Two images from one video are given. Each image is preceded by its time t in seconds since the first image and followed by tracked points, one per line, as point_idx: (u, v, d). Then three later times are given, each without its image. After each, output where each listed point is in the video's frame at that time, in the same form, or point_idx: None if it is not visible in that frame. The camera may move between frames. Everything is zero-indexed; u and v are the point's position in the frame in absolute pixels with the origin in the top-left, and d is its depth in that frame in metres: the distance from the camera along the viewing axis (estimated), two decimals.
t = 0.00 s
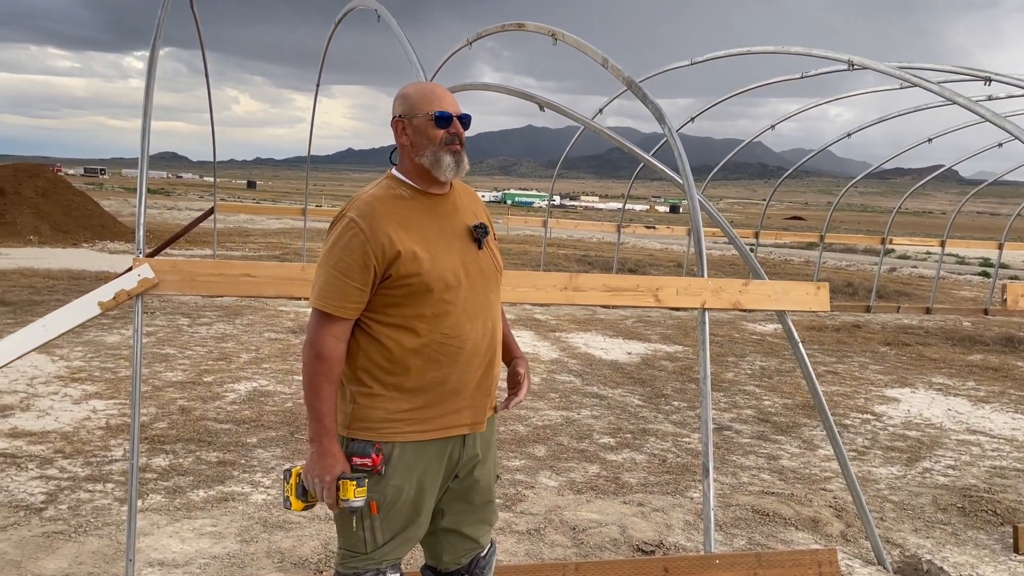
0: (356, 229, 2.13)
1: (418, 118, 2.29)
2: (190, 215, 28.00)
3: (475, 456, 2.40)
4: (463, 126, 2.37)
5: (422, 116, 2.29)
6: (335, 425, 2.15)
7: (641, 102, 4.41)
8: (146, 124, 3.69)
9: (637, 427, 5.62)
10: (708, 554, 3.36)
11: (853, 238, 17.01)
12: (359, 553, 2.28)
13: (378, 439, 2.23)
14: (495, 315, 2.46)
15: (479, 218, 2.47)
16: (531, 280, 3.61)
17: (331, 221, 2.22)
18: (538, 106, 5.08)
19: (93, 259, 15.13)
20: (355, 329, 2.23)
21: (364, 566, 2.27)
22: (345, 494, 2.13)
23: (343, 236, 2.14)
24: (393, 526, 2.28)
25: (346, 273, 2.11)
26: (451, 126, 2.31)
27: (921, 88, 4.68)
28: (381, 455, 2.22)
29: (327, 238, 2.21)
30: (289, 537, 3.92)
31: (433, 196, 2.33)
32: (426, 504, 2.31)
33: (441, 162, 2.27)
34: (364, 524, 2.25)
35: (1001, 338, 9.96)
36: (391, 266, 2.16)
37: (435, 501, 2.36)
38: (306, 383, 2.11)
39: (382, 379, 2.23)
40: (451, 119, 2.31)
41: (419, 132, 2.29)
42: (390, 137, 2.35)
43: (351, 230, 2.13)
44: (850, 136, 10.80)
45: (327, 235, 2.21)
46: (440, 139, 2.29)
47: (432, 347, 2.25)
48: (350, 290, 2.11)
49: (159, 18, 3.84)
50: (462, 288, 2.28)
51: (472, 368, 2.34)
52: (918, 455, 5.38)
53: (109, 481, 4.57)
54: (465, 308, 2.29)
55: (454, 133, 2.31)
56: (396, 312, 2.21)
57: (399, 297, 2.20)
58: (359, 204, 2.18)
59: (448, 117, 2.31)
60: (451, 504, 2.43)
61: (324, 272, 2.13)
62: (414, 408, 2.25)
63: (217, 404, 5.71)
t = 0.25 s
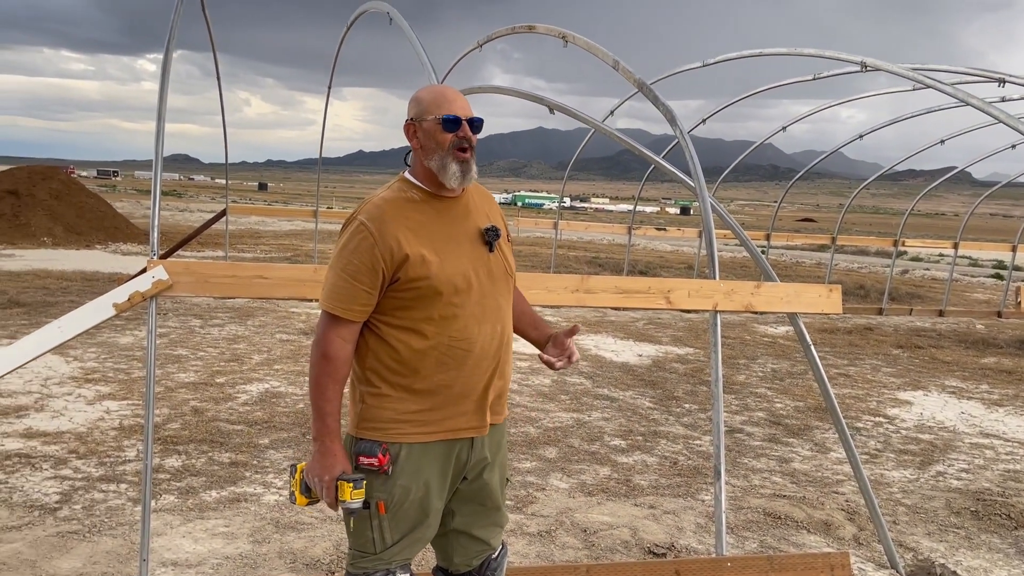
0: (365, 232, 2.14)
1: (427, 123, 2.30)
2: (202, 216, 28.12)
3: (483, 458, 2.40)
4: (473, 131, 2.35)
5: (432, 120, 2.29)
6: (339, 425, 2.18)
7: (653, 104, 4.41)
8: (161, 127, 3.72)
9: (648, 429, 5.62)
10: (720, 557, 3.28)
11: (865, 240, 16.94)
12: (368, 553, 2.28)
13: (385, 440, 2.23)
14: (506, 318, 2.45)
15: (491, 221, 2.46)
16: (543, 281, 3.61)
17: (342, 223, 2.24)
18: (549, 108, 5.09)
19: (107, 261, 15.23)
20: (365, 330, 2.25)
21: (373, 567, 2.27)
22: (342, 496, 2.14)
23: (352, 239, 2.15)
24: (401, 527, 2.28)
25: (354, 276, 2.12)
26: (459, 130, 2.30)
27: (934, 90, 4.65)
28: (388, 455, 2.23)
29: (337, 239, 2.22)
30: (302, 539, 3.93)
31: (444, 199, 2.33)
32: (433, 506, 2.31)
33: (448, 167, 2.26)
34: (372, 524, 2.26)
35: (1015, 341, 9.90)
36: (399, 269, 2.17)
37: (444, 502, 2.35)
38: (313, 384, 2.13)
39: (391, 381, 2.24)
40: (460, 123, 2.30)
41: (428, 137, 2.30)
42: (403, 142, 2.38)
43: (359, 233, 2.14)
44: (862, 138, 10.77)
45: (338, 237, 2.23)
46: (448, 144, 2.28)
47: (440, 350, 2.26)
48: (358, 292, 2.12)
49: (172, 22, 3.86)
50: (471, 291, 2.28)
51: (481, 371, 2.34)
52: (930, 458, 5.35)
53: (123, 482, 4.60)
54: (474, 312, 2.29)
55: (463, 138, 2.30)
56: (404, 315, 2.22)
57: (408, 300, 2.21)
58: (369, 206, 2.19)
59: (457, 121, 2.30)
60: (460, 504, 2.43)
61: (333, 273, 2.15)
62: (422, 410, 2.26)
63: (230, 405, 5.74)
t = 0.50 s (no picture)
0: (369, 230, 2.15)
1: (431, 124, 2.32)
2: (211, 217, 28.19)
3: (489, 459, 2.38)
4: (478, 133, 2.33)
5: (437, 122, 2.31)
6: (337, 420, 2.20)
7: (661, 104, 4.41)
8: (171, 127, 3.73)
9: (656, 430, 5.61)
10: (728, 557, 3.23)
11: (874, 240, 16.88)
12: (373, 551, 2.29)
13: (387, 438, 2.24)
14: (514, 320, 2.42)
15: (503, 222, 2.44)
16: (551, 281, 3.60)
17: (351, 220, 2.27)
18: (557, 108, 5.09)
19: (117, 261, 15.30)
20: (372, 328, 2.27)
21: (378, 565, 2.28)
22: (328, 493, 2.13)
23: (358, 237, 2.17)
24: (405, 526, 2.27)
25: (358, 274, 2.13)
26: (461, 132, 2.29)
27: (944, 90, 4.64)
28: (390, 453, 2.23)
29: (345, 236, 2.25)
30: (310, 538, 3.94)
31: (452, 200, 2.32)
32: (437, 505, 2.30)
33: (447, 168, 2.25)
34: (376, 522, 2.27)
35: None
36: (403, 269, 2.17)
37: (449, 502, 2.34)
38: (315, 380, 2.17)
39: (394, 380, 2.25)
40: (462, 125, 2.29)
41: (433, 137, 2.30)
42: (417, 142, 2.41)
43: (363, 231, 2.16)
44: (870, 137, 10.74)
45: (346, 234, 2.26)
46: (450, 146, 2.27)
47: (444, 351, 2.25)
48: (361, 290, 2.14)
49: (182, 22, 3.87)
50: (475, 292, 2.26)
51: (485, 373, 2.32)
52: (940, 459, 5.33)
53: (132, 481, 4.62)
54: (478, 314, 2.28)
55: (465, 140, 2.27)
56: (409, 314, 2.22)
57: (411, 300, 2.21)
58: (375, 205, 2.21)
59: (459, 124, 2.29)
60: (467, 504, 2.43)
61: (338, 270, 2.17)
62: (424, 410, 2.25)
63: (239, 405, 5.76)
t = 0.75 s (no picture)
0: (373, 226, 2.17)
1: (438, 122, 2.31)
2: (219, 216, 28.27)
3: (495, 458, 2.36)
4: (485, 133, 2.32)
5: (442, 121, 2.30)
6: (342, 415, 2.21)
7: (669, 102, 4.40)
8: (179, 127, 3.74)
9: (664, 429, 5.61)
10: (737, 556, 3.21)
11: (883, 239, 16.81)
12: (380, 549, 2.29)
13: (392, 434, 2.24)
14: (522, 319, 2.40)
15: (512, 220, 2.42)
16: (560, 280, 3.59)
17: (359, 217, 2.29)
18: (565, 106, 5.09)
19: (126, 260, 15.35)
20: (379, 325, 2.28)
21: (386, 562, 2.28)
22: (322, 486, 2.19)
23: (363, 234, 2.19)
24: (412, 524, 2.27)
25: (362, 270, 2.15)
26: (467, 132, 2.28)
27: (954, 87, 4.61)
28: (395, 450, 2.24)
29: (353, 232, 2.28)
30: (319, 536, 3.95)
31: (458, 197, 2.32)
32: (443, 503, 2.29)
33: (451, 166, 2.24)
34: (382, 519, 2.27)
35: None
36: (406, 266, 2.18)
37: (456, 500, 2.33)
38: (320, 375, 2.18)
39: (399, 377, 2.26)
40: (468, 125, 2.28)
41: (439, 136, 2.30)
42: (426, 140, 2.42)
43: (368, 227, 2.18)
44: (880, 135, 10.69)
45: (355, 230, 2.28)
46: (454, 145, 2.26)
47: (446, 349, 2.24)
48: (365, 286, 2.15)
49: (190, 21, 3.88)
50: (479, 290, 2.25)
51: (490, 372, 2.30)
52: (951, 458, 5.31)
53: (142, 479, 4.64)
54: (481, 312, 2.26)
55: (469, 139, 2.26)
56: (413, 312, 2.23)
57: (415, 297, 2.22)
58: (381, 202, 2.22)
59: (465, 123, 2.28)
60: (475, 503, 2.42)
61: (344, 266, 2.19)
62: (427, 408, 2.25)
63: (247, 404, 5.77)
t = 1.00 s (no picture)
0: (380, 225, 2.18)
1: (444, 124, 2.31)
2: (225, 215, 28.31)
3: (502, 456, 2.36)
4: (489, 135, 2.30)
5: (447, 123, 2.30)
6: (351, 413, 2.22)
7: (677, 100, 4.39)
8: (187, 126, 3.73)
9: (671, 427, 5.60)
10: (744, 555, 3.20)
11: (890, 237, 16.75)
12: (387, 547, 2.30)
13: (399, 432, 2.25)
14: (530, 317, 2.39)
15: (520, 218, 2.42)
16: (567, 279, 3.59)
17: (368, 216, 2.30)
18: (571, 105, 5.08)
19: (133, 259, 15.39)
20: (387, 323, 2.29)
21: (393, 561, 2.28)
22: (332, 483, 2.18)
23: (369, 232, 2.20)
24: (419, 522, 2.27)
25: (367, 269, 2.16)
26: (471, 134, 2.26)
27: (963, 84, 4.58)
28: (401, 447, 2.23)
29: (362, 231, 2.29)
30: (326, 535, 3.95)
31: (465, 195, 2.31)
32: (450, 501, 2.29)
33: (455, 169, 2.24)
34: (389, 517, 2.27)
35: None
36: (411, 263, 2.18)
37: (463, 498, 2.33)
38: (329, 373, 2.19)
39: (405, 375, 2.26)
40: (472, 128, 2.27)
41: (444, 138, 2.30)
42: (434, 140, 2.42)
43: (375, 226, 2.19)
44: (887, 133, 10.65)
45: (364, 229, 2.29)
46: (458, 148, 2.25)
47: (451, 346, 2.24)
48: (371, 285, 2.16)
49: (197, 20, 3.88)
50: (486, 288, 2.25)
51: (497, 370, 2.29)
52: (959, 457, 5.30)
53: (150, 478, 4.65)
54: (486, 309, 2.25)
55: (473, 141, 2.25)
56: (420, 310, 2.23)
57: (422, 295, 2.22)
58: (388, 201, 2.23)
59: (469, 126, 2.27)
60: (483, 502, 2.42)
61: (352, 264, 2.21)
62: (433, 406, 2.25)
63: (254, 402, 5.78)
